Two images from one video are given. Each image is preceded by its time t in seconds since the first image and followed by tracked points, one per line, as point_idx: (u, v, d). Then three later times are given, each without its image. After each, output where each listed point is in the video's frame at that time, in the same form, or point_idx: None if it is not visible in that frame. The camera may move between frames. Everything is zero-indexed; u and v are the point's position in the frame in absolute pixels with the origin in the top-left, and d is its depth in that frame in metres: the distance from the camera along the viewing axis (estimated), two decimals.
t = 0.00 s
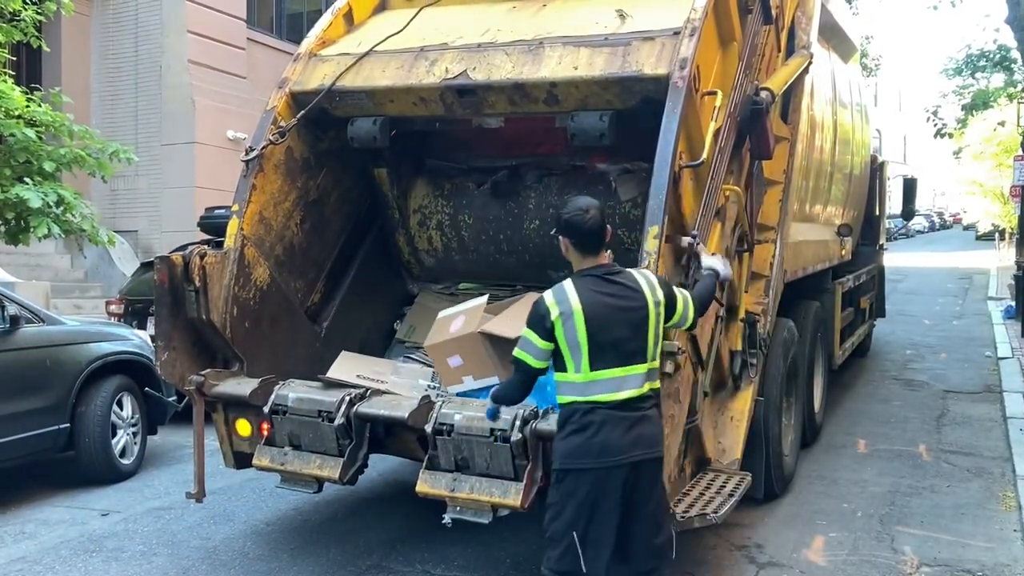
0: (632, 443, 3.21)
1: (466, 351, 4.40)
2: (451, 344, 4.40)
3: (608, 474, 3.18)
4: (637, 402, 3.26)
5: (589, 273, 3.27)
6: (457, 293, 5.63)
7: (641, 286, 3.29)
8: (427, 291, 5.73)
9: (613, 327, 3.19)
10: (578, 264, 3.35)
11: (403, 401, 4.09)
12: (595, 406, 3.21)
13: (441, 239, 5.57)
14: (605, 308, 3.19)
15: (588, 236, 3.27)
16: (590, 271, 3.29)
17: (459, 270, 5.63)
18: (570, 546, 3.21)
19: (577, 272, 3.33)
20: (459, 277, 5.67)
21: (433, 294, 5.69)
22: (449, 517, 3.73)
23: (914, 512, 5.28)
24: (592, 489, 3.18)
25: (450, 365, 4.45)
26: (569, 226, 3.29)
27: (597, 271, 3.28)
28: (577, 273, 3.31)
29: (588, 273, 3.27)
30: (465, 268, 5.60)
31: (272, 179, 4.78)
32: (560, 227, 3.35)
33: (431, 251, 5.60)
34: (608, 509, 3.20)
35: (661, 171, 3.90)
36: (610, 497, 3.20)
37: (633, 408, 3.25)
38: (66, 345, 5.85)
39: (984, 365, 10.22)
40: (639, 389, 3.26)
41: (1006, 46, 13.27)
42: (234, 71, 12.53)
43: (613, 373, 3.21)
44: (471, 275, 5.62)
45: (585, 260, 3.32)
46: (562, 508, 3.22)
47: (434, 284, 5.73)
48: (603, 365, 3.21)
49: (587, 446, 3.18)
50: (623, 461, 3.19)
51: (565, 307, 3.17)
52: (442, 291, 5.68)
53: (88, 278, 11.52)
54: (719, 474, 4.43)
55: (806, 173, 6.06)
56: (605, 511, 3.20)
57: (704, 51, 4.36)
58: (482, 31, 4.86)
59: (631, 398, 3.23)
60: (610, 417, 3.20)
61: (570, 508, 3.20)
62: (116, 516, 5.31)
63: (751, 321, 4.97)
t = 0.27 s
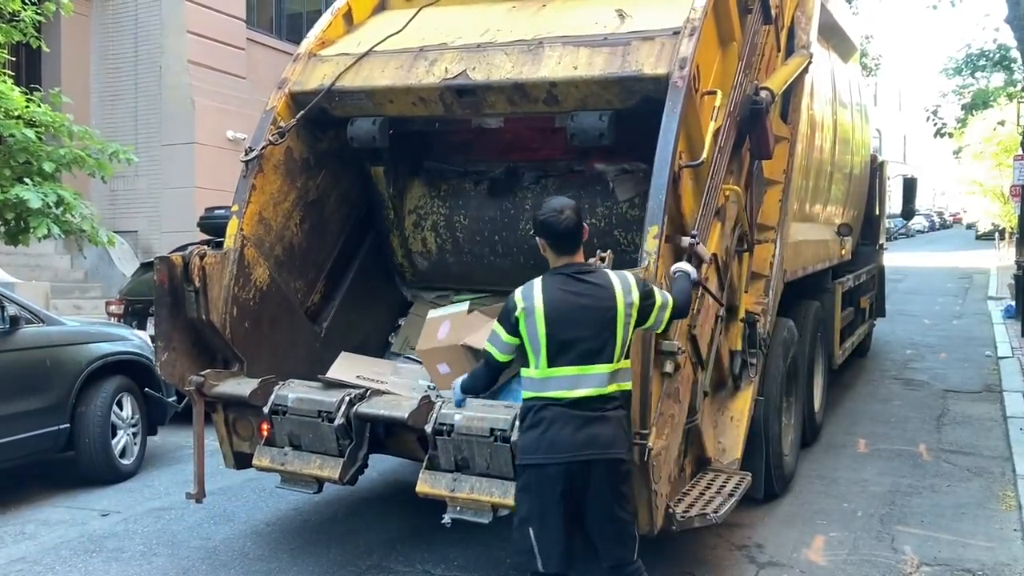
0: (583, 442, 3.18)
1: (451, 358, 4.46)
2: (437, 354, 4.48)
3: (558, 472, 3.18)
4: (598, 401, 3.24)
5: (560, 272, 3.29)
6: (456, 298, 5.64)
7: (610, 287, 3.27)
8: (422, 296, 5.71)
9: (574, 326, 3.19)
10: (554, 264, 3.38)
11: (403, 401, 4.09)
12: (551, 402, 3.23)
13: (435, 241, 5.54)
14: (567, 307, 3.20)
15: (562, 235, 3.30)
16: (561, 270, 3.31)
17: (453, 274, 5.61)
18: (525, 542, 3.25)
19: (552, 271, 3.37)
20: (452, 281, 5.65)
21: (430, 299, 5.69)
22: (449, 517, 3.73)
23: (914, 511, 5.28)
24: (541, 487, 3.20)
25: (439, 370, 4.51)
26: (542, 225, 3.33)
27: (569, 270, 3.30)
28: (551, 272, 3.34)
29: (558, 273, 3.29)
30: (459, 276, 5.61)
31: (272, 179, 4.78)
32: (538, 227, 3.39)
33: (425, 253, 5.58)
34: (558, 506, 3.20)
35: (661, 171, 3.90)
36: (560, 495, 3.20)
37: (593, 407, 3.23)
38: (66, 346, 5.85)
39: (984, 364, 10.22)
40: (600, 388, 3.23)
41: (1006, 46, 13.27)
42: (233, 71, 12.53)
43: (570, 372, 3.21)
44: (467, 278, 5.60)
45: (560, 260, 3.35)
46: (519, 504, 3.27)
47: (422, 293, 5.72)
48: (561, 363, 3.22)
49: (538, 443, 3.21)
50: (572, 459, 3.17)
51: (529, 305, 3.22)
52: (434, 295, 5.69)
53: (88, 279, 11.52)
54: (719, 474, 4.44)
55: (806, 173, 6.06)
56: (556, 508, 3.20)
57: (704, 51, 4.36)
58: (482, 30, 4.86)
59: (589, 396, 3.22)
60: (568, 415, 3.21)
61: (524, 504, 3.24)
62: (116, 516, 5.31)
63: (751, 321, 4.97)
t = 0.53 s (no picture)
0: (563, 441, 3.17)
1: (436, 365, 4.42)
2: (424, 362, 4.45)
3: (540, 473, 3.18)
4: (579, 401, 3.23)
5: (540, 274, 3.32)
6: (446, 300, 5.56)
7: (588, 287, 3.26)
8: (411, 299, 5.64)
9: (550, 326, 3.20)
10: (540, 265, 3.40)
11: (402, 401, 4.08)
12: (531, 402, 3.24)
13: (429, 232, 5.48)
14: (544, 308, 3.22)
15: (542, 237, 3.32)
16: (541, 272, 3.33)
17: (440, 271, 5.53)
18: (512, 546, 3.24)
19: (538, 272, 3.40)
20: (444, 279, 5.55)
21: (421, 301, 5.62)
22: (449, 518, 3.73)
23: (914, 511, 5.28)
24: (524, 489, 3.20)
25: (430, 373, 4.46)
26: (524, 227, 3.35)
27: (548, 270, 3.32)
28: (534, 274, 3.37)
29: (538, 276, 3.32)
30: (450, 275, 5.51)
31: (272, 180, 4.79)
32: (522, 231, 3.41)
33: (417, 246, 5.50)
34: (542, 508, 3.19)
35: (661, 171, 3.90)
36: (543, 496, 3.19)
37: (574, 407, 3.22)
38: (67, 347, 5.85)
39: (984, 364, 10.23)
40: (581, 387, 3.23)
41: (1006, 46, 13.28)
42: (234, 72, 12.54)
43: (547, 371, 3.21)
44: (457, 276, 5.51)
45: (541, 262, 3.37)
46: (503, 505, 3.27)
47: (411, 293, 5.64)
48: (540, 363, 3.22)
49: (520, 443, 3.22)
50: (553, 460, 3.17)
51: (509, 305, 3.28)
52: (425, 295, 5.61)
53: (88, 279, 11.53)
54: (719, 474, 4.44)
55: (806, 172, 6.06)
56: (539, 511, 3.19)
57: (704, 51, 4.36)
58: (481, 31, 4.86)
59: (569, 396, 3.21)
60: (547, 414, 3.21)
61: (507, 507, 3.24)
62: (117, 517, 5.31)
63: (751, 321, 4.98)
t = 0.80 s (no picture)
0: (546, 435, 3.19)
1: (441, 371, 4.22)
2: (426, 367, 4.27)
3: (527, 469, 3.20)
4: (566, 396, 3.24)
5: (525, 277, 3.40)
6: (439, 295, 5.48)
7: (570, 286, 3.30)
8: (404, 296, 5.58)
9: (531, 325, 3.27)
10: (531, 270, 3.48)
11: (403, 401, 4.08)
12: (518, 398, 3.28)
13: (424, 223, 5.43)
14: (526, 308, 3.29)
15: (526, 240, 3.40)
16: (526, 275, 3.41)
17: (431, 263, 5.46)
18: (507, 541, 3.28)
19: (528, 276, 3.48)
20: (435, 270, 5.47)
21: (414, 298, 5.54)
22: (449, 518, 3.73)
23: (915, 511, 5.28)
24: (514, 485, 3.23)
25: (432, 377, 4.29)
26: (509, 232, 3.44)
27: (532, 273, 3.40)
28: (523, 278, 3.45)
29: (523, 280, 3.40)
30: (443, 268, 5.45)
31: (273, 181, 4.80)
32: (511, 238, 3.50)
33: (411, 237, 5.44)
34: (531, 503, 3.21)
35: (662, 171, 3.90)
36: (531, 492, 3.21)
37: (560, 401, 3.23)
38: (68, 347, 5.86)
39: (985, 364, 10.23)
40: (568, 381, 3.24)
41: (1006, 46, 13.28)
42: (234, 72, 12.55)
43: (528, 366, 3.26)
44: (451, 270, 5.43)
45: (527, 266, 3.44)
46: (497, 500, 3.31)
47: (399, 291, 5.58)
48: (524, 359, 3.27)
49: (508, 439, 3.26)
50: (539, 455, 3.18)
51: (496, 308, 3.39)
52: (418, 291, 5.53)
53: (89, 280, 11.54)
54: (719, 474, 4.44)
55: (806, 172, 6.06)
56: (529, 506, 3.22)
57: (704, 51, 4.37)
58: (482, 32, 4.87)
59: (554, 389, 3.23)
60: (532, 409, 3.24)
61: (500, 503, 3.28)
62: (118, 517, 5.32)
63: (752, 321, 4.98)
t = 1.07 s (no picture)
0: (540, 431, 3.23)
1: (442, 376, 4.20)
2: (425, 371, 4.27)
3: (523, 465, 3.23)
4: (560, 391, 3.27)
5: (523, 281, 3.45)
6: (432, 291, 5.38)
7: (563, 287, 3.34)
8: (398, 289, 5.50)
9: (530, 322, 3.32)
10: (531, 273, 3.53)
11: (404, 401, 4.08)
12: (515, 394, 3.34)
13: (422, 212, 5.38)
14: (521, 309, 3.36)
15: (521, 245, 3.45)
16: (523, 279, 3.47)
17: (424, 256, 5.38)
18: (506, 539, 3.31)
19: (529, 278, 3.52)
20: (429, 260, 5.38)
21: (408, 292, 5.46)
22: (451, 519, 3.74)
23: (917, 512, 5.28)
24: (512, 482, 3.27)
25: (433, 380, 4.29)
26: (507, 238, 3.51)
27: (529, 275, 3.45)
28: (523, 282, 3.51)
29: (522, 284, 3.46)
30: (437, 259, 5.37)
31: (274, 181, 4.80)
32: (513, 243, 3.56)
33: (407, 227, 5.39)
34: (529, 500, 3.25)
35: (663, 171, 3.90)
36: (528, 489, 3.25)
37: (555, 396, 3.27)
38: (70, 348, 5.86)
39: (987, 364, 10.22)
40: (562, 376, 3.27)
41: (1007, 45, 13.28)
42: (235, 73, 12.55)
43: (524, 365, 3.31)
44: (446, 264, 5.35)
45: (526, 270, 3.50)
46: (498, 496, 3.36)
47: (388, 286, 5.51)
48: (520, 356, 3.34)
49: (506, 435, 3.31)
50: (534, 452, 3.22)
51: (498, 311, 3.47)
52: (412, 283, 5.44)
53: (91, 281, 11.55)
54: (720, 474, 4.44)
55: (807, 173, 6.06)
56: (526, 502, 3.25)
57: (705, 51, 4.37)
58: (483, 32, 4.87)
59: (547, 384, 3.28)
60: (529, 405, 3.29)
61: (500, 500, 3.33)
62: (120, 518, 5.32)
63: (753, 321, 4.98)
